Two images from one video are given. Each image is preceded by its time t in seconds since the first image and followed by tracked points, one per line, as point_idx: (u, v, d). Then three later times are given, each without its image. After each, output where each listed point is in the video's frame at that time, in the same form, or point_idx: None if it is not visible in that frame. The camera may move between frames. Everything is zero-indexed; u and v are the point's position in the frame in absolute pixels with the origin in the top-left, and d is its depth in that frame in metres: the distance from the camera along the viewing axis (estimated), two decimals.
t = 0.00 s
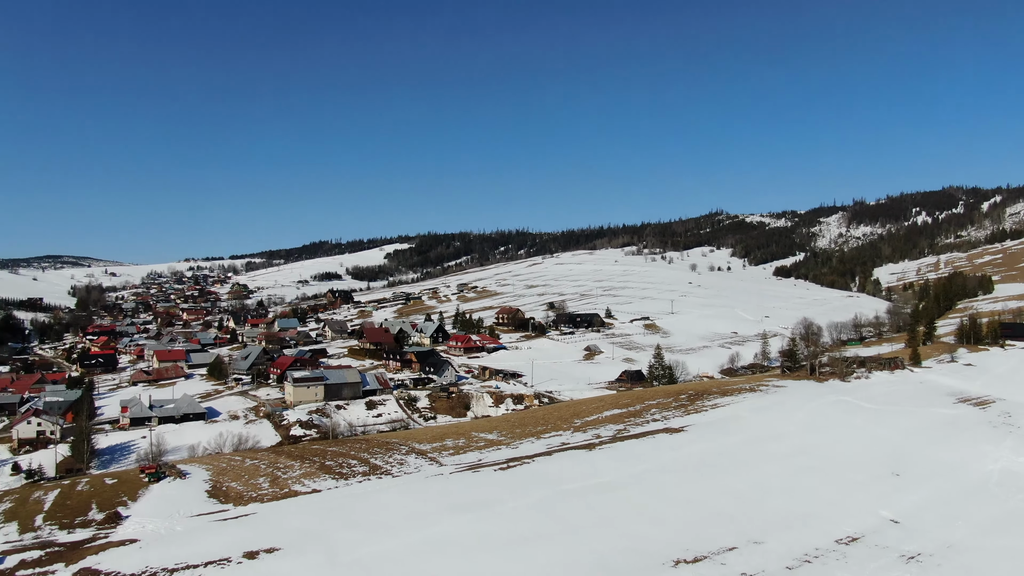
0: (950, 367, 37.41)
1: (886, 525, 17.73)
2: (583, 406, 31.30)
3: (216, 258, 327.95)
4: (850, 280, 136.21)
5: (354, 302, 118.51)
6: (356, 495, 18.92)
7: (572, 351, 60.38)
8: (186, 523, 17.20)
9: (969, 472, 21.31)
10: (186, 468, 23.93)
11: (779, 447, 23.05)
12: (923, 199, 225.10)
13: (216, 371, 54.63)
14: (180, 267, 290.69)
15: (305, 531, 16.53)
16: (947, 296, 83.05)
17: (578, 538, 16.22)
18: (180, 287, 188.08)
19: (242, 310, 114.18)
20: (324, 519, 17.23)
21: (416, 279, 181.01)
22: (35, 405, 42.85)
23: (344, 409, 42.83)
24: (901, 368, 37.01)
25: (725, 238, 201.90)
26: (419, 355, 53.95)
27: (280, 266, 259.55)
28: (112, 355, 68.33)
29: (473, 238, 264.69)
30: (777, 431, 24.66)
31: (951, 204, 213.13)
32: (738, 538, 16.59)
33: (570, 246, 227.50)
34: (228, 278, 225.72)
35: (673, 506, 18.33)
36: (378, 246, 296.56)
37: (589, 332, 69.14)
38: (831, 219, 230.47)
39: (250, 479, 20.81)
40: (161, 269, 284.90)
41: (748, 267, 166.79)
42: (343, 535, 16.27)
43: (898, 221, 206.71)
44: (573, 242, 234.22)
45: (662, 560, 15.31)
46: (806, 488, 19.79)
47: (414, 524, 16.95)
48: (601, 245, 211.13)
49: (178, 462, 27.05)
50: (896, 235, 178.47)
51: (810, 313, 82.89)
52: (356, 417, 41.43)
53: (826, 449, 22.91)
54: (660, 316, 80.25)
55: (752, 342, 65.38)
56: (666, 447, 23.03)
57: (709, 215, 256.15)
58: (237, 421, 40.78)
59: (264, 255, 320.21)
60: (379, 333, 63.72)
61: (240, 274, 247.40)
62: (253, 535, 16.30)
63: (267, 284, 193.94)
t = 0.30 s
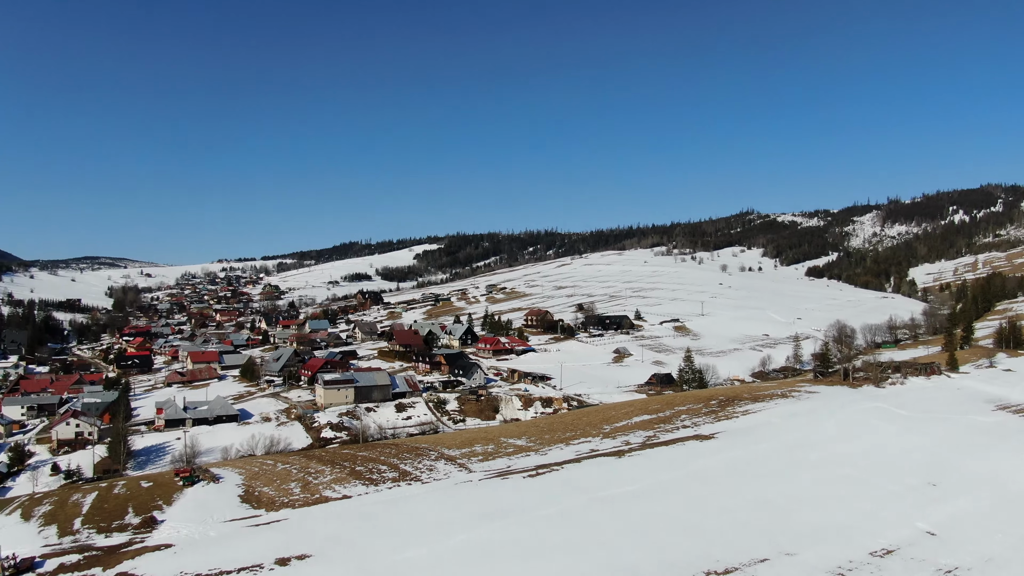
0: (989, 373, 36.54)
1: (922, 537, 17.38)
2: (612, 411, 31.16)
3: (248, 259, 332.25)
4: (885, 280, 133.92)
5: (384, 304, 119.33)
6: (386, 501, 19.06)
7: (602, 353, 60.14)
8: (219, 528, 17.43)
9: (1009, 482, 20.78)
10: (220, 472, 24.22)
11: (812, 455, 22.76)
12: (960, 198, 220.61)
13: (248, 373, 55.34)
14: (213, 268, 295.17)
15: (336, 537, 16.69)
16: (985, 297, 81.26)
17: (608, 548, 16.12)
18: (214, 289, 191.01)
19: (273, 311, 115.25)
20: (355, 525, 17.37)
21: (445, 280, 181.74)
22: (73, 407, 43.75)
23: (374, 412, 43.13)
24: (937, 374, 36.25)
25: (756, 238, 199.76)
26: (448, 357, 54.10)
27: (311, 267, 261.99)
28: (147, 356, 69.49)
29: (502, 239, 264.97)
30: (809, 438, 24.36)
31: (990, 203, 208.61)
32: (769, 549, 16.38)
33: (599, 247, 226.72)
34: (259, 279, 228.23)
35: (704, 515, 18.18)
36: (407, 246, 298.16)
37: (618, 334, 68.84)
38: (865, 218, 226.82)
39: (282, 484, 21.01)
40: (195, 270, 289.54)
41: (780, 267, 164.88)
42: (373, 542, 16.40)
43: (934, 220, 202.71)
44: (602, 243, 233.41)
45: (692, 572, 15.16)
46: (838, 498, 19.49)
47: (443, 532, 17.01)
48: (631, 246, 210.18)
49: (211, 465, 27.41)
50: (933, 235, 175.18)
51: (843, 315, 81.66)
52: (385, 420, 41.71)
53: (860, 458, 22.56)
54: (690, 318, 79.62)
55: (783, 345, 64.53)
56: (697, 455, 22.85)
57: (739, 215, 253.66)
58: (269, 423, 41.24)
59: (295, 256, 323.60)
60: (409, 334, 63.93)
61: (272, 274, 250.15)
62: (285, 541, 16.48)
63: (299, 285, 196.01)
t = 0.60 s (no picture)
0: None
1: (959, 549, 16.92)
2: (642, 417, 30.97)
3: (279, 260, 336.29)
4: (920, 280, 131.46)
5: (413, 305, 119.87)
6: (415, 508, 19.14)
7: (631, 356, 59.82)
8: (251, 533, 17.63)
9: None
10: (252, 475, 24.53)
11: (845, 465, 22.37)
12: (999, 196, 215.83)
13: (280, 375, 55.85)
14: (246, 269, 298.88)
15: (366, 544, 16.79)
16: None
17: (636, 558, 15.99)
18: (246, 289, 193.46)
19: (304, 313, 116.26)
20: (384, 533, 17.47)
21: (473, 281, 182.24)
22: (110, 408, 44.54)
23: (403, 414, 43.39)
24: (975, 380, 35.43)
25: (788, 238, 197.37)
26: (477, 360, 54.23)
27: (341, 268, 264.17)
28: (182, 357, 70.61)
29: (531, 239, 264.88)
30: (842, 447, 23.97)
31: None
32: (801, 561, 16.09)
33: (629, 247, 225.60)
34: (290, 279, 230.81)
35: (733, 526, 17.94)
36: (436, 247, 299.52)
37: (647, 336, 68.48)
38: (900, 216, 222.94)
39: (313, 490, 21.20)
40: (228, 271, 293.59)
41: (813, 267, 162.72)
42: (402, 549, 16.47)
43: (972, 219, 198.53)
44: (631, 243, 232.36)
45: None
46: (873, 510, 19.11)
47: (471, 540, 17.01)
48: (660, 246, 208.83)
49: (243, 469, 27.76)
50: (970, 233, 171.59)
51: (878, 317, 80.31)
52: (415, 423, 41.91)
53: (894, 468, 22.11)
54: (720, 320, 78.85)
55: (816, 348, 63.64)
56: (727, 463, 22.64)
57: (771, 214, 250.78)
58: (300, 425, 41.68)
59: (325, 257, 326.55)
60: (438, 337, 64.19)
61: (303, 275, 252.76)
62: (315, 548, 16.63)
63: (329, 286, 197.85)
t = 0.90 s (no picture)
0: None
1: (1000, 561, 16.49)
2: (671, 423, 30.75)
3: (310, 261, 339.46)
4: (957, 281, 128.75)
5: (442, 306, 120.35)
6: (445, 515, 19.21)
7: (660, 359, 59.43)
8: (283, 540, 17.83)
9: None
10: (283, 479, 24.79)
11: (879, 474, 22.01)
12: None
13: (311, 377, 56.40)
14: (277, 270, 302.26)
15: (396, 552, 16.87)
16: None
17: (666, 567, 15.86)
18: (278, 290, 195.61)
19: (334, 313, 117.01)
20: (414, 540, 17.54)
21: (502, 282, 182.24)
22: (146, 409, 45.32)
23: (433, 417, 43.56)
24: (1015, 386, 34.61)
25: (820, 238, 194.63)
26: (506, 362, 54.28)
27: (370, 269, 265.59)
28: (215, 358, 71.59)
29: (559, 239, 264.44)
30: (876, 456, 23.56)
31: None
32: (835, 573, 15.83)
33: (659, 247, 224.12)
34: (320, 280, 232.87)
35: (765, 536, 17.75)
36: (465, 248, 300.17)
37: (677, 339, 68.00)
38: (936, 215, 218.75)
39: (344, 495, 21.38)
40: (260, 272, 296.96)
41: (846, 268, 160.21)
42: (432, 557, 16.55)
43: (1012, 218, 194.03)
44: (661, 243, 230.85)
45: None
46: (908, 521, 18.74)
47: (501, 548, 17.01)
48: (690, 246, 207.21)
49: (275, 473, 28.05)
50: (1010, 232, 167.65)
51: (913, 319, 78.88)
52: (444, 425, 42.07)
53: (931, 477, 21.69)
54: (752, 322, 78.00)
55: (849, 351, 62.68)
56: (758, 471, 22.40)
57: (803, 213, 247.52)
58: (331, 427, 42.03)
59: (355, 258, 329.14)
60: (467, 339, 64.33)
61: (333, 276, 254.97)
62: (346, 554, 16.77)
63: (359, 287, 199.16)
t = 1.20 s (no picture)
0: None
1: None
2: (701, 429, 30.44)
3: (340, 262, 342.23)
4: (996, 281, 125.95)
5: (470, 307, 120.60)
6: (473, 522, 19.27)
7: (690, 362, 58.99)
8: (313, 545, 17.99)
9: None
10: (313, 483, 25.01)
11: (915, 484, 21.59)
12: None
13: (341, 379, 56.85)
14: (307, 271, 305.10)
15: (425, 558, 16.96)
16: None
17: None
18: (308, 291, 197.62)
19: (363, 314, 117.88)
20: (443, 547, 17.61)
21: (531, 283, 182.08)
22: (180, 410, 46.05)
23: (461, 420, 43.72)
24: None
25: (853, 238, 191.73)
26: (535, 365, 54.27)
27: (400, 269, 267.23)
28: (247, 359, 72.54)
29: (588, 240, 263.74)
30: (911, 465, 23.14)
31: None
32: None
33: (688, 247, 222.47)
34: (350, 281, 234.93)
35: (797, 547, 17.52)
36: (493, 248, 300.54)
37: (707, 341, 67.44)
38: (973, 214, 214.30)
39: (373, 501, 21.52)
40: (290, 273, 300.23)
41: (880, 268, 157.64)
42: (460, 564, 16.58)
43: None
44: (691, 243, 229.19)
45: None
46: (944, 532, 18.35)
47: (529, 557, 16.97)
48: (720, 247, 205.36)
49: (305, 476, 28.32)
50: None
51: (950, 322, 77.37)
52: (472, 428, 42.20)
53: (968, 488, 21.21)
54: (783, 324, 77.06)
55: (883, 354, 61.63)
56: (790, 480, 22.13)
57: (835, 212, 243.96)
58: (361, 429, 42.36)
59: (384, 258, 331.28)
60: (495, 341, 64.43)
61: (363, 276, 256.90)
62: (375, 561, 16.88)
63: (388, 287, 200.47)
